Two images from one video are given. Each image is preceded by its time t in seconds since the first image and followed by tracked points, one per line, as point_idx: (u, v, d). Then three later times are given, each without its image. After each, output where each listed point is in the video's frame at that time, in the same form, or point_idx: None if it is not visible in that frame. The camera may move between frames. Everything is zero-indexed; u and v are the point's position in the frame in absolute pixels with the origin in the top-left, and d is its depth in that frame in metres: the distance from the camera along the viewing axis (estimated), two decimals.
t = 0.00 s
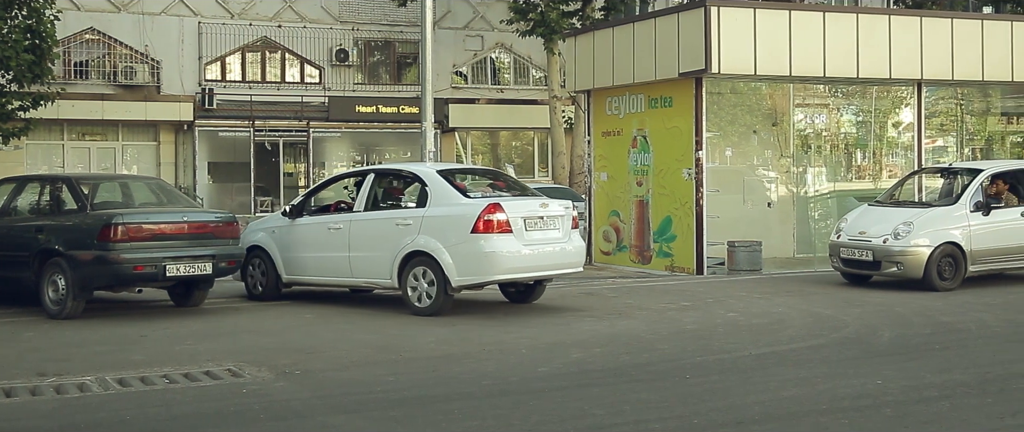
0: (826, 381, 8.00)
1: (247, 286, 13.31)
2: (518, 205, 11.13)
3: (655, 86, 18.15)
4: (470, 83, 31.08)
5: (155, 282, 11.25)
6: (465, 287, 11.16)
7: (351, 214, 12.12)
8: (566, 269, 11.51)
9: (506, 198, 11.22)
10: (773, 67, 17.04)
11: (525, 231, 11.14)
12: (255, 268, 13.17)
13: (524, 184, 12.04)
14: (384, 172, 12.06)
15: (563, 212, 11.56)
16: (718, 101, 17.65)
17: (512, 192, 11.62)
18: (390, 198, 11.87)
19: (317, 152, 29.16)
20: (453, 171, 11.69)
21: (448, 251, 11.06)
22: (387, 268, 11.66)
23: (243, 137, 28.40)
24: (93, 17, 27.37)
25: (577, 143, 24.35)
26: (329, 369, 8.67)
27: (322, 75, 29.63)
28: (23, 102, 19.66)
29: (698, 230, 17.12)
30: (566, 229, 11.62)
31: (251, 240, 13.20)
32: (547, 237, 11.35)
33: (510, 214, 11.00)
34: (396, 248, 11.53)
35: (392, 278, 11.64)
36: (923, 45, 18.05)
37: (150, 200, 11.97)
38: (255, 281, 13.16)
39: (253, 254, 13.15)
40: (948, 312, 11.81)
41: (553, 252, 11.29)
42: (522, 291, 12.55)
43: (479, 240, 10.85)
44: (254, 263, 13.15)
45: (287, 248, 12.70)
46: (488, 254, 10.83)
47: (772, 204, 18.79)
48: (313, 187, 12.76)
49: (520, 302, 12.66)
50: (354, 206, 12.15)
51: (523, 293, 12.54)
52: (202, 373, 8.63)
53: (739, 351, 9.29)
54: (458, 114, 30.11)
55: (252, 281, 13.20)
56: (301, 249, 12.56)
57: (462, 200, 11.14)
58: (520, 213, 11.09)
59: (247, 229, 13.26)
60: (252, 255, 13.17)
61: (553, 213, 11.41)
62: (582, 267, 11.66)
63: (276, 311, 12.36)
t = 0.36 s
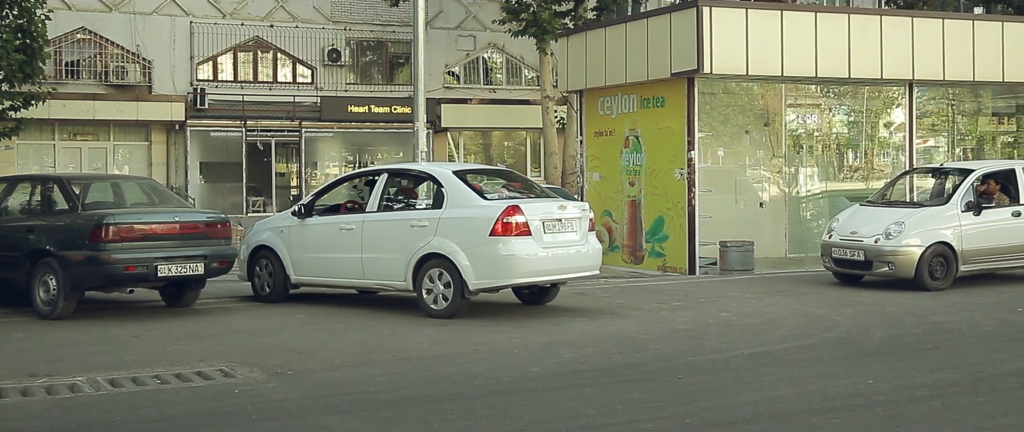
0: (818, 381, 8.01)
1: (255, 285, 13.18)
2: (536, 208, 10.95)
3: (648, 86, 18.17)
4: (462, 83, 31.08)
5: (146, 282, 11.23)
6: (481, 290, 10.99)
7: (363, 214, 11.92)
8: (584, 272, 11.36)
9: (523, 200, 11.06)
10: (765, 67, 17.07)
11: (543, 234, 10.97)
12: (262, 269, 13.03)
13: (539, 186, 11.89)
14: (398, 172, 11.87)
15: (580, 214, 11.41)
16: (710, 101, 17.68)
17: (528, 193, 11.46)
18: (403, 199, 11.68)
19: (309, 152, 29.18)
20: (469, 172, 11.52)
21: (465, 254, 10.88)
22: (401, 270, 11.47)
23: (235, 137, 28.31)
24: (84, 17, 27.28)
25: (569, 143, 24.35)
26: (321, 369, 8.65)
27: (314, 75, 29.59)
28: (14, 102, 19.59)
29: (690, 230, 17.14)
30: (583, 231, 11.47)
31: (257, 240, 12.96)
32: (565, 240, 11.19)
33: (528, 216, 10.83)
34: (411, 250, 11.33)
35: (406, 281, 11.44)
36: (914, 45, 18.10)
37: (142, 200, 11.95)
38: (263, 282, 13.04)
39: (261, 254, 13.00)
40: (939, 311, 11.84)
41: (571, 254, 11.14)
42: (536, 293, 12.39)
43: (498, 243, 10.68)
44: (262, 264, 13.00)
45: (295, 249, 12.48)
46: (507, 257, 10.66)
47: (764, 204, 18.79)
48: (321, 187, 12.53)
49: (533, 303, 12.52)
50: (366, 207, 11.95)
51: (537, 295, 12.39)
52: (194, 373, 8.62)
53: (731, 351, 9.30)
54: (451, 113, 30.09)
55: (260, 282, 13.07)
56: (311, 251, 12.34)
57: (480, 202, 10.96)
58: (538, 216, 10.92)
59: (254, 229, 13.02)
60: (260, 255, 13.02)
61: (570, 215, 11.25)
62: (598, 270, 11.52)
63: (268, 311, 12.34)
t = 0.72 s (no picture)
0: (808, 380, 8.03)
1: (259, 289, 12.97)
2: (551, 208, 10.86)
3: (638, 86, 18.19)
4: (454, 83, 31.05)
5: (136, 283, 11.19)
6: (497, 292, 10.90)
7: (373, 215, 11.78)
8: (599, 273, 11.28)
9: (538, 201, 10.97)
10: (756, 68, 17.11)
11: (560, 235, 10.88)
12: (266, 271, 12.83)
13: (551, 186, 11.80)
14: (408, 172, 11.74)
15: (595, 215, 11.32)
16: (701, 101, 17.71)
17: (541, 194, 11.38)
18: (414, 199, 11.57)
19: (299, 152, 29.16)
20: (482, 172, 11.42)
21: (481, 256, 10.77)
22: (413, 272, 11.34)
23: (225, 137, 28.19)
24: (74, 17, 27.17)
25: (560, 144, 24.34)
26: (312, 370, 8.64)
27: (305, 75, 29.53)
28: (3, 102, 19.50)
29: (681, 231, 17.17)
30: (597, 232, 11.39)
31: (262, 241, 12.77)
32: (581, 241, 11.10)
33: (545, 217, 10.74)
34: (424, 251, 11.21)
35: (419, 282, 11.33)
36: (904, 46, 18.16)
37: (132, 200, 11.92)
38: (267, 284, 12.83)
39: (265, 256, 12.82)
40: (928, 311, 11.87)
41: (587, 255, 11.06)
42: (548, 295, 12.27)
43: (514, 244, 10.59)
44: (266, 265, 12.81)
45: (302, 250, 12.32)
46: (525, 259, 10.58)
47: (755, 205, 18.81)
48: (329, 187, 12.39)
49: (542, 305, 12.38)
50: (376, 207, 11.81)
51: (549, 296, 12.28)
52: (184, 374, 8.59)
53: (721, 351, 9.31)
54: (441, 114, 30.05)
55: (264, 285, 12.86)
56: (319, 252, 12.18)
57: (496, 203, 10.86)
58: (555, 216, 10.83)
59: (258, 230, 12.84)
60: (264, 257, 12.84)
61: (585, 215, 11.16)
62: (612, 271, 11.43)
63: (259, 312, 12.32)
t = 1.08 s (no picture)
0: (799, 380, 8.05)
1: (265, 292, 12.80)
2: (569, 208, 10.76)
3: (629, 86, 18.21)
4: (444, 83, 31.03)
5: (126, 283, 11.16)
6: (513, 292, 10.79)
7: (383, 215, 11.65)
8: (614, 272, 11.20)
9: (554, 201, 10.88)
10: (746, 69, 17.15)
11: (576, 235, 10.78)
12: (271, 273, 12.68)
13: (562, 186, 11.72)
14: (419, 172, 11.62)
15: (610, 215, 11.23)
16: (692, 101, 17.73)
17: (554, 194, 11.30)
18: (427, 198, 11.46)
19: (290, 152, 29.12)
20: (494, 172, 11.34)
21: (498, 256, 10.66)
22: (426, 272, 11.23)
23: (216, 137, 28.14)
24: (63, 16, 27.04)
25: (551, 144, 24.33)
26: (303, 370, 8.62)
27: (295, 75, 29.47)
28: None
29: (672, 232, 17.20)
30: (612, 232, 11.30)
31: (267, 242, 12.62)
32: (597, 241, 11.00)
33: (562, 217, 10.64)
34: (438, 252, 11.08)
35: (432, 284, 11.21)
36: (894, 46, 18.22)
37: (122, 200, 11.89)
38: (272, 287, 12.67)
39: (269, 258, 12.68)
40: (918, 311, 11.90)
41: (604, 255, 10.97)
42: (559, 295, 12.09)
43: (531, 244, 10.49)
44: (271, 267, 12.66)
45: (310, 251, 12.18)
46: (543, 258, 10.49)
47: (745, 204, 18.84)
48: (338, 186, 12.28)
49: (553, 306, 12.20)
50: (386, 208, 11.69)
51: (560, 297, 12.09)
52: (174, 374, 8.57)
53: (712, 350, 9.33)
54: (432, 114, 30.05)
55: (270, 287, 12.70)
56: (327, 253, 12.04)
57: (511, 202, 10.77)
58: (571, 215, 10.73)
59: (263, 231, 12.69)
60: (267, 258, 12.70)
61: (601, 214, 11.07)
62: (626, 271, 11.35)
63: (249, 312, 12.28)
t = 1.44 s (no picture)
0: (788, 380, 8.06)
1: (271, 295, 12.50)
2: (593, 207, 10.59)
3: (618, 86, 18.23)
4: (434, 83, 31.03)
5: (114, 284, 11.11)
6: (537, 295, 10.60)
7: (398, 216, 11.39)
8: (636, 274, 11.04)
9: (577, 201, 10.70)
10: (735, 69, 17.20)
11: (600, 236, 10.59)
12: (277, 276, 12.38)
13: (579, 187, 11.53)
14: (434, 171, 11.37)
15: (632, 215, 11.05)
16: (681, 101, 17.77)
17: (574, 194, 11.11)
18: (443, 199, 11.21)
19: (280, 152, 29.06)
20: (513, 172, 11.13)
21: (522, 258, 10.45)
22: (445, 275, 10.98)
23: (205, 137, 28.07)
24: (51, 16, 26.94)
25: (541, 143, 24.34)
26: (292, 371, 8.60)
27: (285, 75, 29.42)
28: None
29: (661, 232, 17.23)
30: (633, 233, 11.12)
31: (275, 244, 12.31)
32: (620, 242, 10.81)
33: (587, 218, 10.46)
34: (458, 253, 10.84)
35: (452, 286, 10.96)
36: (883, 46, 18.28)
37: (110, 200, 11.85)
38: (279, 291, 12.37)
39: (275, 260, 12.38)
40: (906, 310, 11.93)
41: (627, 257, 10.80)
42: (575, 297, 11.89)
43: (556, 245, 10.31)
44: (277, 269, 12.36)
45: (321, 253, 11.89)
46: (569, 260, 10.30)
47: (734, 205, 18.84)
48: (349, 186, 12.00)
49: (568, 308, 12.02)
50: (401, 208, 11.42)
51: (575, 299, 11.90)
52: (163, 375, 8.54)
53: (701, 350, 9.34)
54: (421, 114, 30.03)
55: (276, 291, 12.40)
56: (340, 255, 11.76)
57: (534, 203, 10.57)
58: (596, 216, 10.55)
59: (271, 232, 12.38)
60: (273, 261, 12.41)
61: (624, 214, 10.89)
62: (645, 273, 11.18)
63: (238, 313, 12.25)
